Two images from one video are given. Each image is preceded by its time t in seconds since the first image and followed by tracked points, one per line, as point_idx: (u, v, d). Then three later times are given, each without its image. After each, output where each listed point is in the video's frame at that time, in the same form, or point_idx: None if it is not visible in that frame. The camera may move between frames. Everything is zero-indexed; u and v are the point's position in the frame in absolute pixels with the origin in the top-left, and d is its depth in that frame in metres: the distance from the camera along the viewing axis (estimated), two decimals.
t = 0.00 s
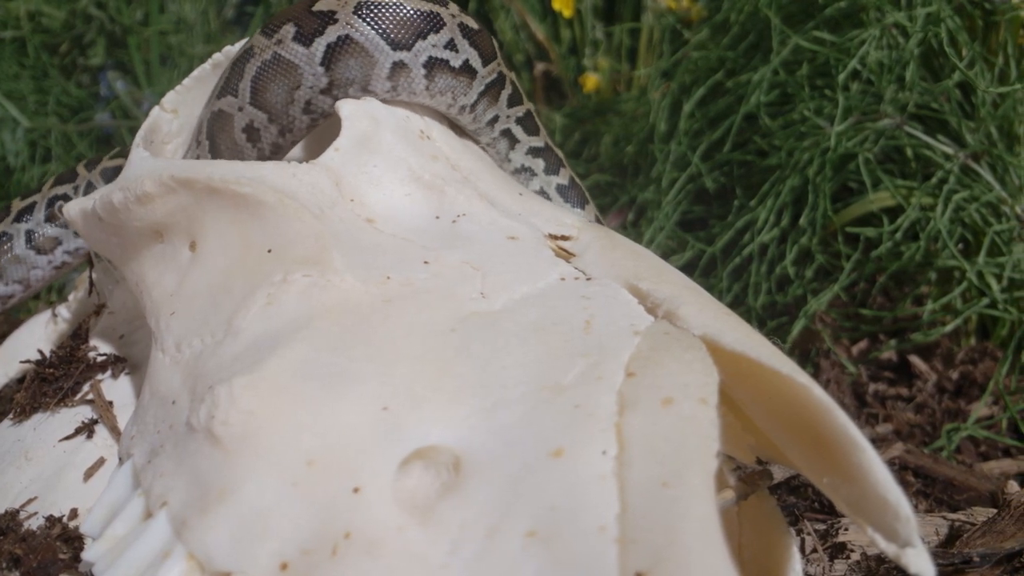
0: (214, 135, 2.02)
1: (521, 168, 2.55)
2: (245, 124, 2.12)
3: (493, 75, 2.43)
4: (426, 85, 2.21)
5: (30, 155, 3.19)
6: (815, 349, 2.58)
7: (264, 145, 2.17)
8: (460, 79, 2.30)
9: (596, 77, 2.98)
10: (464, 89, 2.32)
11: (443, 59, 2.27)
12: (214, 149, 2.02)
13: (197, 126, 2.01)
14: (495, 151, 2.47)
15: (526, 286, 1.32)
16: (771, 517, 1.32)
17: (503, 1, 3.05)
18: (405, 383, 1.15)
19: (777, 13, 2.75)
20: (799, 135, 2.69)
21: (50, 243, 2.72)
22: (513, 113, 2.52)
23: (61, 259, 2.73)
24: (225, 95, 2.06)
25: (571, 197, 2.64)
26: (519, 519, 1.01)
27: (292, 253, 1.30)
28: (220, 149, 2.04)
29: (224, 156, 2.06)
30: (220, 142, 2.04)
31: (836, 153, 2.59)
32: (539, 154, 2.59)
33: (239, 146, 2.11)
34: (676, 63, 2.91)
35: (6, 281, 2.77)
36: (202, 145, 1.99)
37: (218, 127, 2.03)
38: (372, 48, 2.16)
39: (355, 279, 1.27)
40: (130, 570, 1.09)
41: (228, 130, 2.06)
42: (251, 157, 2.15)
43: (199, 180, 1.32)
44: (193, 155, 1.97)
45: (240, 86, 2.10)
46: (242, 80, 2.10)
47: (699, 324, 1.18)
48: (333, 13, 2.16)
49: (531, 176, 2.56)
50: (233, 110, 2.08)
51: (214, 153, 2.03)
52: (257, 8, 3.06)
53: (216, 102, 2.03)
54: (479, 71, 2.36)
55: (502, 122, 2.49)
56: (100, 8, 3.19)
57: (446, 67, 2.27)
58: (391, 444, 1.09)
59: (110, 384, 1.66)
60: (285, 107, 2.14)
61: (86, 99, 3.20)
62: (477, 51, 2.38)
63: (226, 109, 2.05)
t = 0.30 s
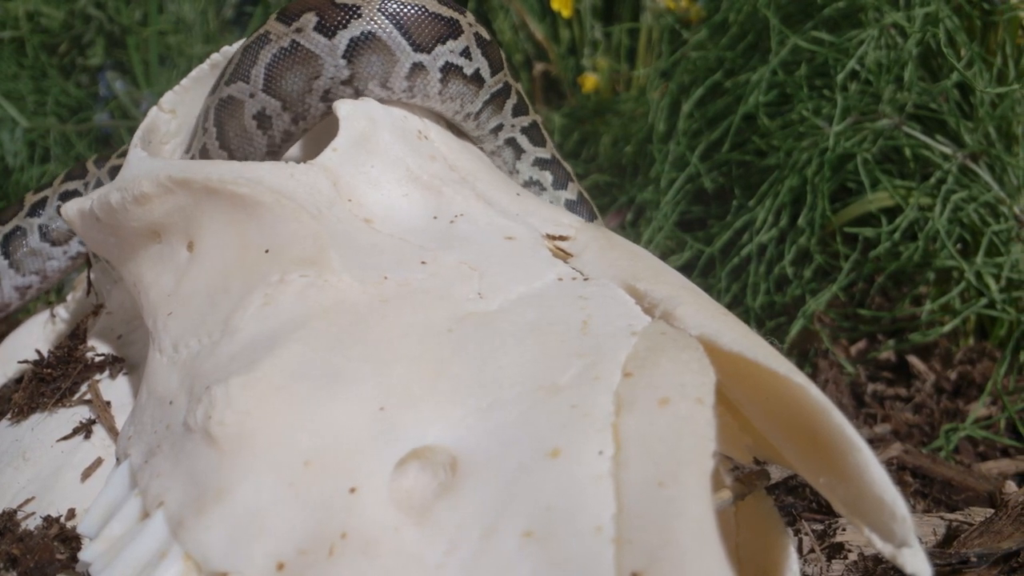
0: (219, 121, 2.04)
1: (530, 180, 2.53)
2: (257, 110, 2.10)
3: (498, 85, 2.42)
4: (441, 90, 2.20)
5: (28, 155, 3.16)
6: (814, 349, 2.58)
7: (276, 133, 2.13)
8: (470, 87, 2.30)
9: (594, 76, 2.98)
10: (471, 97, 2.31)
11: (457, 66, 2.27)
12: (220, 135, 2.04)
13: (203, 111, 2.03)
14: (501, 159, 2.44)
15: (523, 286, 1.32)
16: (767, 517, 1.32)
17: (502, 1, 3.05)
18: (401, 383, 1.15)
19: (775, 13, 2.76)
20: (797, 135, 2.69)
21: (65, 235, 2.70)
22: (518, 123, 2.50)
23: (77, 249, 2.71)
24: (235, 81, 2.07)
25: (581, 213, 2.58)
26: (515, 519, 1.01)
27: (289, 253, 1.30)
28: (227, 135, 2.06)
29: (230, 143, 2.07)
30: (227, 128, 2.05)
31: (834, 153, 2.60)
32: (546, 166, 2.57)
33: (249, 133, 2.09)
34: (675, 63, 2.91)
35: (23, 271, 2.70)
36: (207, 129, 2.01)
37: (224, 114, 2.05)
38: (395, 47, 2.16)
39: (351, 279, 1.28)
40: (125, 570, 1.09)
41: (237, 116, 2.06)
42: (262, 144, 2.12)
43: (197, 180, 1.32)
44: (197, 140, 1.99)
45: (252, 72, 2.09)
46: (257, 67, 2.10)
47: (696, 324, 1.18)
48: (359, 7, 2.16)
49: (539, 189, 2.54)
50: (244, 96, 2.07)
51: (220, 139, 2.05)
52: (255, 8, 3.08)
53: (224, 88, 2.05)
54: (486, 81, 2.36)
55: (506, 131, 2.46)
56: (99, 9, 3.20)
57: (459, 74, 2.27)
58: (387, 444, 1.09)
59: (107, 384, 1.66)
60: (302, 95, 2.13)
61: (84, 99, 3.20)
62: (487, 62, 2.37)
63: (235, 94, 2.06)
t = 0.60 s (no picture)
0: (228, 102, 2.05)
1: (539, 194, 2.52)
2: (269, 93, 2.08)
3: (504, 95, 2.43)
4: (453, 95, 2.22)
5: (27, 155, 3.15)
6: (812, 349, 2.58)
7: (288, 116, 2.11)
8: (479, 95, 2.31)
9: (593, 77, 2.98)
10: (478, 106, 2.31)
11: (471, 73, 2.28)
12: (228, 116, 2.05)
13: (212, 91, 2.05)
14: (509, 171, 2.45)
15: (520, 286, 1.32)
16: (764, 516, 1.32)
17: (500, 1, 3.06)
18: (398, 383, 1.15)
19: (774, 13, 2.76)
20: (795, 135, 2.69)
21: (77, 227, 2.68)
22: (525, 135, 2.50)
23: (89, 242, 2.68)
24: (248, 62, 2.06)
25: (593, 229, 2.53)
26: (511, 519, 1.01)
27: (287, 253, 1.30)
28: (236, 117, 2.06)
29: (239, 124, 2.07)
30: (235, 109, 2.06)
31: (832, 153, 2.60)
32: (556, 182, 2.56)
33: (258, 116, 2.08)
34: (673, 63, 2.91)
35: (38, 260, 2.71)
36: (214, 111, 2.02)
37: (234, 95, 2.06)
38: (417, 47, 2.16)
39: (348, 279, 1.28)
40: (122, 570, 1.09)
41: (248, 98, 2.07)
42: (270, 127, 2.10)
43: (194, 180, 1.32)
44: (204, 122, 2.01)
45: (267, 53, 2.08)
46: (273, 48, 2.09)
47: (693, 325, 1.18)
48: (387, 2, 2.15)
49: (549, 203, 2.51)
50: (256, 78, 2.07)
51: (228, 121, 2.06)
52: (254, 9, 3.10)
53: (235, 68, 2.06)
54: (492, 90, 2.36)
55: (513, 142, 2.46)
56: (97, 9, 3.21)
57: (470, 83, 2.28)
58: (383, 444, 1.09)
59: (105, 384, 1.66)
60: (319, 81, 2.12)
61: (83, 99, 3.20)
62: (495, 73, 2.39)
63: (246, 76, 2.07)
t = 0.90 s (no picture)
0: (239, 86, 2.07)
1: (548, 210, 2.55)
2: (284, 81, 2.10)
3: (512, 108, 2.51)
4: (464, 107, 2.31)
5: (25, 155, 3.15)
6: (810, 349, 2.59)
7: (303, 105, 2.13)
8: (485, 107, 2.39)
9: (592, 77, 2.98)
10: (484, 117, 2.40)
11: (481, 86, 2.37)
12: (238, 101, 2.07)
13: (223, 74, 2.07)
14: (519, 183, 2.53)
15: (517, 286, 1.32)
16: (760, 516, 1.32)
17: (499, 1, 3.06)
18: (394, 384, 1.15)
19: (772, 13, 2.76)
20: (793, 135, 2.69)
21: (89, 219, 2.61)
22: (534, 149, 2.58)
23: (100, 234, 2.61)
24: (264, 48, 2.09)
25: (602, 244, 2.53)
26: (507, 519, 1.01)
27: (283, 253, 1.30)
28: (247, 101, 2.08)
29: (249, 110, 2.09)
30: (247, 94, 2.08)
31: (830, 153, 2.59)
32: (566, 198, 2.59)
33: (271, 102, 2.10)
34: (671, 63, 2.91)
35: (52, 248, 2.66)
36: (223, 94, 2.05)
37: (246, 79, 2.07)
38: (439, 56, 2.24)
39: (345, 279, 1.28)
40: (118, 570, 1.09)
41: (261, 84, 2.08)
42: (282, 115, 2.11)
43: (191, 181, 1.32)
44: (211, 105, 2.03)
45: (287, 41, 2.10)
46: (292, 36, 2.10)
47: (689, 324, 1.18)
48: (414, 9, 2.22)
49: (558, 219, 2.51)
50: (271, 64, 2.09)
51: (239, 105, 2.08)
52: (252, 9, 3.10)
53: (248, 52, 2.08)
54: (499, 103, 2.45)
55: (522, 155, 2.54)
56: (96, 9, 3.21)
57: (479, 95, 2.37)
58: (379, 444, 1.09)
59: (102, 384, 1.66)
60: (341, 76, 2.14)
61: (82, 99, 3.20)
62: (502, 86, 2.47)
63: (261, 61, 2.09)
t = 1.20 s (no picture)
0: (254, 71, 2.09)
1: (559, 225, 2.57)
2: (305, 71, 2.10)
3: (519, 119, 2.54)
4: (472, 116, 2.34)
5: (24, 155, 3.15)
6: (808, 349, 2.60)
7: (323, 96, 2.13)
8: (490, 118, 2.42)
9: (590, 77, 2.98)
10: (489, 128, 2.43)
11: (488, 98, 2.39)
12: (252, 88, 2.09)
13: (240, 59, 2.09)
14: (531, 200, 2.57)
15: (513, 286, 1.32)
16: (757, 517, 1.32)
17: (498, 1, 3.06)
18: (389, 384, 1.15)
19: (770, 13, 2.76)
20: (792, 135, 2.69)
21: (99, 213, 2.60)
22: (543, 162, 2.60)
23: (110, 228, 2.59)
24: (284, 36, 2.10)
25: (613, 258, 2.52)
26: (502, 519, 1.01)
27: (280, 253, 1.30)
28: (261, 88, 2.09)
29: (264, 97, 2.10)
30: (262, 80, 2.09)
31: (828, 153, 2.59)
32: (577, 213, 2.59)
33: (289, 90, 2.11)
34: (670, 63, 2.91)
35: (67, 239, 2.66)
36: (236, 79, 2.09)
37: (263, 65, 2.09)
38: (457, 63, 2.27)
39: (341, 279, 1.28)
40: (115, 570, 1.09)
41: (279, 70, 2.09)
42: (299, 104, 2.12)
43: (188, 181, 1.32)
44: (224, 89, 2.09)
45: (312, 33, 2.10)
46: (317, 26, 2.11)
47: (685, 324, 1.18)
48: (440, 16, 2.24)
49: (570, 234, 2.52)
50: (292, 53, 2.10)
51: (253, 92, 2.10)
52: (251, 8, 3.10)
53: (267, 38, 2.10)
54: (505, 114, 2.48)
55: (531, 170, 2.58)
56: (94, 9, 3.21)
57: (486, 106, 2.40)
58: (375, 444, 1.09)
59: (99, 384, 1.66)
60: (365, 72, 2.13)
61: (80, 99, 3.19)
62: (510, 97, 2.49)
63: (283, 49, 2.10)
